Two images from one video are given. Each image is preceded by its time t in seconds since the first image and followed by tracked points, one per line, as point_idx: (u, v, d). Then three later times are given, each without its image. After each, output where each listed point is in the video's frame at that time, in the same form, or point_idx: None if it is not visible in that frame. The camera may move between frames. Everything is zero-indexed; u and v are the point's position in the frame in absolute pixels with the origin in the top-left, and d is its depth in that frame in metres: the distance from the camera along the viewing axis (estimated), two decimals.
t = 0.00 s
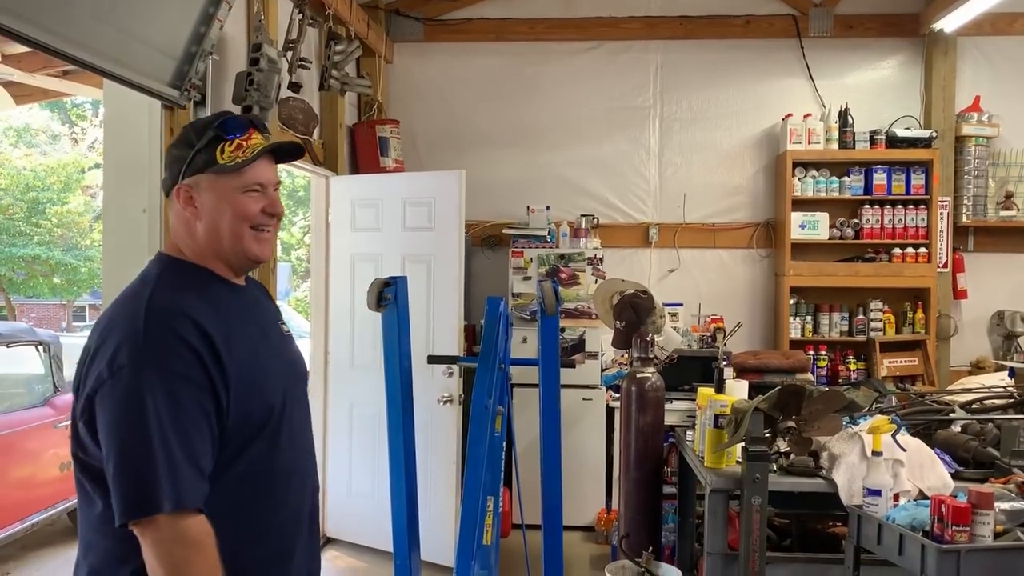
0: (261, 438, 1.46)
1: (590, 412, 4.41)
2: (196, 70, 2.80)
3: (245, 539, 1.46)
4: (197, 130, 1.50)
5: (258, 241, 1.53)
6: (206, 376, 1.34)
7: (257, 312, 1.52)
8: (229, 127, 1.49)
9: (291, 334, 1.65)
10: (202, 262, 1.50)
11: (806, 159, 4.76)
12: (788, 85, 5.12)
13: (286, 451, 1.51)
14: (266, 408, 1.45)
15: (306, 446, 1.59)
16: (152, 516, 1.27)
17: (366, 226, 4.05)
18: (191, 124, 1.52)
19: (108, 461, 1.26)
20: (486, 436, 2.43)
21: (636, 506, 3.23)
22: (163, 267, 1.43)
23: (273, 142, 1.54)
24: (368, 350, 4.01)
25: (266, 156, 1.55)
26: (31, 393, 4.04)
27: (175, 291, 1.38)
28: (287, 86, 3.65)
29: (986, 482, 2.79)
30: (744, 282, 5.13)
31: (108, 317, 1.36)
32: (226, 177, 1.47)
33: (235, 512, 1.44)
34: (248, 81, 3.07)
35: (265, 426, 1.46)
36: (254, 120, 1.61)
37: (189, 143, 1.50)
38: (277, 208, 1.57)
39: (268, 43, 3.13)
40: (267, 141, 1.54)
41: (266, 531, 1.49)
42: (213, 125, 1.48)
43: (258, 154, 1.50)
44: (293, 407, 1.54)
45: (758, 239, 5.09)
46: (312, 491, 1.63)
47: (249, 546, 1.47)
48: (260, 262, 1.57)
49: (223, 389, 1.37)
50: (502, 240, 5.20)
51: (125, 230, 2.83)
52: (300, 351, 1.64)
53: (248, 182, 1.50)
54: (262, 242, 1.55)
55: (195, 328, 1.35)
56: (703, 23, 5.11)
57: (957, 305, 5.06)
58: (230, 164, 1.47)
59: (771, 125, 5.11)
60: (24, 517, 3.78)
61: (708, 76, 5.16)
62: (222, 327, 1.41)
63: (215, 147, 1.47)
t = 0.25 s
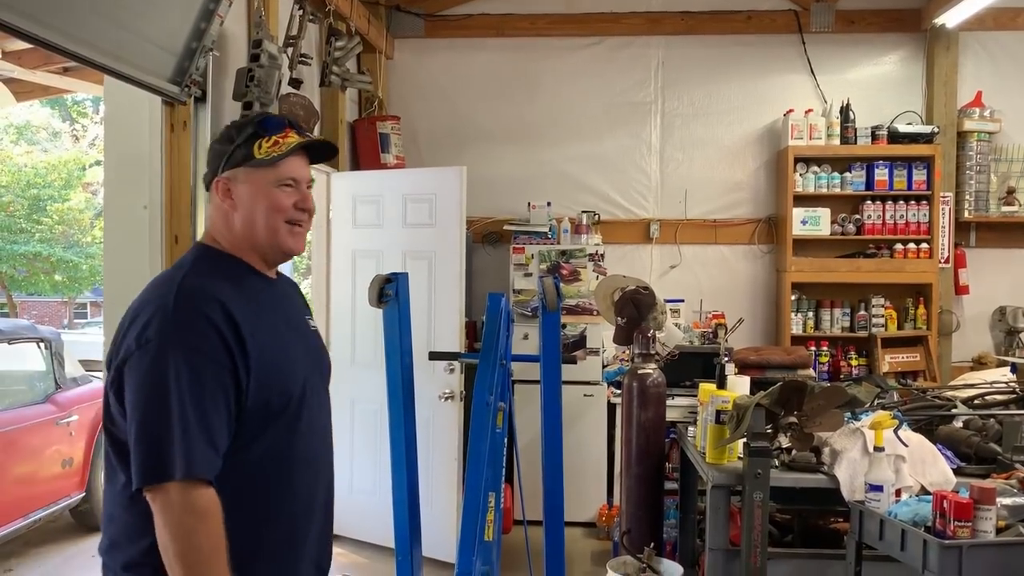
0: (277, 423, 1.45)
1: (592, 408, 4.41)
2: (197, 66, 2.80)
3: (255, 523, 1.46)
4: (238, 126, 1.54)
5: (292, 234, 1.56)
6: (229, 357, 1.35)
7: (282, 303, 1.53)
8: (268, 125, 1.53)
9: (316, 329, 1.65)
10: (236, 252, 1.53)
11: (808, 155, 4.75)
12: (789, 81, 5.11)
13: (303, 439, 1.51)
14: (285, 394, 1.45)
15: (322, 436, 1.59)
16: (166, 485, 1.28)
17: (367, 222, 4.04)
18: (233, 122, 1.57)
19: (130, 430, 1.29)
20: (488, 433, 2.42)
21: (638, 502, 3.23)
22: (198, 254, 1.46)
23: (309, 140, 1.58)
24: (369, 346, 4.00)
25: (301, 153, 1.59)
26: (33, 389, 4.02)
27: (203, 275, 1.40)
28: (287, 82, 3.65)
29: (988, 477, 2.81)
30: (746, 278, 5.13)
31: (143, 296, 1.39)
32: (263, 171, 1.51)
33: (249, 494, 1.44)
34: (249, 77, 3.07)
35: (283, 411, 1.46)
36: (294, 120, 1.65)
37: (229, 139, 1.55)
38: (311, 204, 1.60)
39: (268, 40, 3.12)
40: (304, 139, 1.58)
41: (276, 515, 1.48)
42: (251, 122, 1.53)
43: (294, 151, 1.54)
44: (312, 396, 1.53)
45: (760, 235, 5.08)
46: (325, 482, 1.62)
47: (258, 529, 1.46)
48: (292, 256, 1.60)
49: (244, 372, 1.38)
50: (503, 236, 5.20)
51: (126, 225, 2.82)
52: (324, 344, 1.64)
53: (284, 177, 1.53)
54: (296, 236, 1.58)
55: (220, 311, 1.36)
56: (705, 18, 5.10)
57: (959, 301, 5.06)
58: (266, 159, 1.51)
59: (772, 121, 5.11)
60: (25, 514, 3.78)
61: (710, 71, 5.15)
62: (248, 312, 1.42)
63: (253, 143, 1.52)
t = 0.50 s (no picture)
0: (282, 408, 1.45)
1: (592, 403, 4.42)
2: (196, 61, 2.79)
3: (260, 508, 1.46)
4: (261, 127, 1.58)
5: (307, 230, 1.56)
6: (231, 342, 1.35)
7: (294, 294, 1.54)
8: (285, 124, 1.55)
9: (334, 323, 1.65)
10: (254, 248, 1.54)
11: (808, 149, 4.75)
12: (790, 75, 5.10)
13: (310, 427, 1.50)
14: (289, 381, 1.45)
15: (330, 425, 1.58)
16: (168, 461, 1.29)
17: (366, 217, 4.04)
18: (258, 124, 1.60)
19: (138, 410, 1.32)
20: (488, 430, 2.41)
21: (638, 497, 3.23)
22: (216, 247, 1.48)
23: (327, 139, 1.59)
24: (370, 340, 4.00)
25: (319, 152, 1.59)
26: (34, 385, 4.02)
27: (213, 264, 1.42)
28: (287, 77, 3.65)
29: (988, 471, 2.80)
30: (746, 272, 5.13)
31: (159, 285, 1.42)
32: (279, 168, 1.52)
33: (253, 478, 1.45)
34: (248, 73, 3.06)
35: (287, 398, 1.45)
36: (318, 123, 1.67)
37: (251, 139, 1.58)
38: (329, 202, 1.60)
39: (267, 35, 3.11)
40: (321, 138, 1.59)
41: (280, 500, 1.48)
42: (271, 123, 1.56)
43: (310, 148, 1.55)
44: (319, 385, 1.53)
45: (760, 230, 5.08)
46: (333, 471, 1.61)
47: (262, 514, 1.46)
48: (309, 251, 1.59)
49: (247, 357, 1.38)
50: (504, 231, 5.20)
51: (126, 221, 2.82)
52: (338, 337, 1.64)
53: (298, 174, 1.54)
54: (313, 233, 1.58)
55: (225, 297, 1.37)
56: (705, 12, 5.09)
57: (960, 295, 5.06)
58: (281, 156, 1.52)
59: (772, 115, 5.10)
60: (26, 510, 3.79)
61: (711, 66, 5.14)
62: (254, 301, 1.43)
63: (271, 141, 1.54)
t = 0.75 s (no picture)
0: (276, 398, 1.45)
1: (592, 398, 4.42)
2: (195, 55, 2.79)
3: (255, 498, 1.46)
4: (266, 129, 1.61)
5: (310, 224, 1.55)
6: (223, 333, 1.35)
7: (294, 288, 1.54)
8: (288, 122, 1.58)
9: (339, 318, 1.66)
10: (259, 244, 1.54)
11: (808, 143, 4.74)
12: (789, 70, 5.10)
13: (306, 418, 1.50)
14: (283, 371, 1.45)
15: (330, 417, 1.58)
16: (155, 446, 1.29)
17: (366, 213, 4.04)
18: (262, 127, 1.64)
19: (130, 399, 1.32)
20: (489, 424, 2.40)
21: (638, 492, 3.23)
22: (219, 243, 1.49)
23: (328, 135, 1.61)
24: (369, 336, 4.00)
25: (321, 148, 1.61)
26: (33, 381, 4.02)
27: (212, 257, 1.43)
28: (286, 72, 3.64)
29: (988, 466, 2.80)
30: (746, 267, 5.13)
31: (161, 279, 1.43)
32: (281, 164, 1.54)
33: (248, 468, 1.44)
34: (247, 68, 3.05)
35: (281, 388, 1.45)
36: (321, 125, 1.70)
37: (256, 141, 1.61)
38: (332, 197, 1.60)
39: (266, 30, 3.11)
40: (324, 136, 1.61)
41: (274, 490, 1.47)
42: (274, 122, 1.59)
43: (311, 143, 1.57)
44: (317, 376, 1.52)
45: (760, 225, 5.07)
46: (333, 463, 1.60)
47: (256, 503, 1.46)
48: (314, 246, 1.59)
49: (239, 348, 1.38)
50: (503, 227, 5.19)
51: (125, 216, 2.82)
52: (341, 331, 1.64)
53: (301, 168, 1.56)
54: (317, 227, 1.58)
55: (219, 288, 1.37)
56: (704, 7, 5.08)
57: (960, 289, 5.06)
58: (284, 151, 1.54)
59: (772, 110, 5.09)
60: (26, 506, 3.79)
61: (710, 61, 5.14)
62: (249, 293, 1.43)
63: (274, 139, 1.56)
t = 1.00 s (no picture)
0: (277, 394, 1.45)
1: (592, 394, 4.42)
2: (193, 50, 2.78)
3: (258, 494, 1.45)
4: (251, 124, 1.62)
5: (302, 213, 1.55)
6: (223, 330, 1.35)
7: (293, 283, 1.54)
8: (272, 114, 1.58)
9: (337, 312, 1.66)
10: (252, 237, 1.54)
11: (807, 139, 4.74)
12: (789, 65, 5.09)
13: (309, 413, 1.50)
14: (284, 367, 1.45)
15: (333, 412, 1.57)
16: (148, 445, 1.29)
17: (365, 208, 4.03)
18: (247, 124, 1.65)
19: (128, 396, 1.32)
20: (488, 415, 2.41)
21: (638, 487, 3.23)
22: (219, 238, 1.48)
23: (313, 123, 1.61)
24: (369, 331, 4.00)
25: (307, 138, 1.61)
26: (32, 377, 4.02)
27: (212, 253, 1.42)
28: (284, 66, 3.64)
29: (987, 460, 2.81)
30: (745, 263, 5.13)
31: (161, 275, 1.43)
32: (269, 155, 1.55)
33: (250, 464, 1.44)
34: (246, 63, 3.04)
35: (282, 383, 1.45)
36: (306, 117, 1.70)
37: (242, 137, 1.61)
38: (322, 185, 1.60)
39: (265, 24, 3.10)
40: (309, 123, 1.61)
41: (277, 487, 1.47)
42: (258, 116, 1.59)
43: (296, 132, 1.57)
44: (319, 372, 1.52)
45: (759, 220, 5.07)
46: (337, 458, 1.60)
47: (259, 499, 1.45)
48: (308, 234, 1.59)
49: (240, 345, 1.38)
50: (502, 222, 5.19)
51: (122, 211, 2.81)
52: (341, 327, 1.64)
53: (288, 157, 1.56)
54: (309, 216, 1.57)
55: (219, 285, 1.37)
56: (704, 2, 5.07)
57: (959, 284, 5.06)
58: (270, 143, 1.55)
59: (772, 105, 5.09)
60: (26, 501, 3.79)
61: (710, 56, 5.13)
62: (249, 290, 1.42)
63: (260, 131, 1.56)
